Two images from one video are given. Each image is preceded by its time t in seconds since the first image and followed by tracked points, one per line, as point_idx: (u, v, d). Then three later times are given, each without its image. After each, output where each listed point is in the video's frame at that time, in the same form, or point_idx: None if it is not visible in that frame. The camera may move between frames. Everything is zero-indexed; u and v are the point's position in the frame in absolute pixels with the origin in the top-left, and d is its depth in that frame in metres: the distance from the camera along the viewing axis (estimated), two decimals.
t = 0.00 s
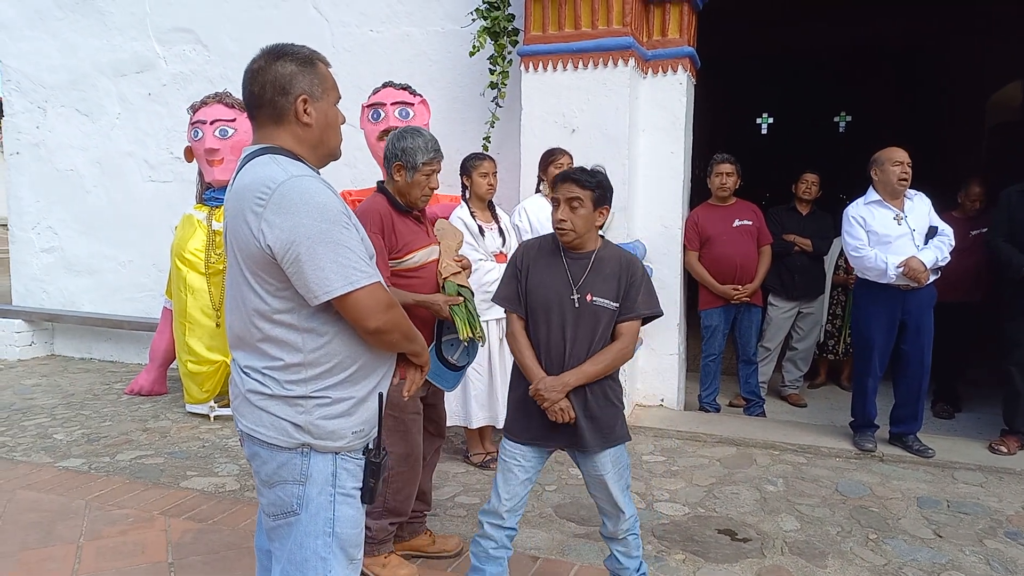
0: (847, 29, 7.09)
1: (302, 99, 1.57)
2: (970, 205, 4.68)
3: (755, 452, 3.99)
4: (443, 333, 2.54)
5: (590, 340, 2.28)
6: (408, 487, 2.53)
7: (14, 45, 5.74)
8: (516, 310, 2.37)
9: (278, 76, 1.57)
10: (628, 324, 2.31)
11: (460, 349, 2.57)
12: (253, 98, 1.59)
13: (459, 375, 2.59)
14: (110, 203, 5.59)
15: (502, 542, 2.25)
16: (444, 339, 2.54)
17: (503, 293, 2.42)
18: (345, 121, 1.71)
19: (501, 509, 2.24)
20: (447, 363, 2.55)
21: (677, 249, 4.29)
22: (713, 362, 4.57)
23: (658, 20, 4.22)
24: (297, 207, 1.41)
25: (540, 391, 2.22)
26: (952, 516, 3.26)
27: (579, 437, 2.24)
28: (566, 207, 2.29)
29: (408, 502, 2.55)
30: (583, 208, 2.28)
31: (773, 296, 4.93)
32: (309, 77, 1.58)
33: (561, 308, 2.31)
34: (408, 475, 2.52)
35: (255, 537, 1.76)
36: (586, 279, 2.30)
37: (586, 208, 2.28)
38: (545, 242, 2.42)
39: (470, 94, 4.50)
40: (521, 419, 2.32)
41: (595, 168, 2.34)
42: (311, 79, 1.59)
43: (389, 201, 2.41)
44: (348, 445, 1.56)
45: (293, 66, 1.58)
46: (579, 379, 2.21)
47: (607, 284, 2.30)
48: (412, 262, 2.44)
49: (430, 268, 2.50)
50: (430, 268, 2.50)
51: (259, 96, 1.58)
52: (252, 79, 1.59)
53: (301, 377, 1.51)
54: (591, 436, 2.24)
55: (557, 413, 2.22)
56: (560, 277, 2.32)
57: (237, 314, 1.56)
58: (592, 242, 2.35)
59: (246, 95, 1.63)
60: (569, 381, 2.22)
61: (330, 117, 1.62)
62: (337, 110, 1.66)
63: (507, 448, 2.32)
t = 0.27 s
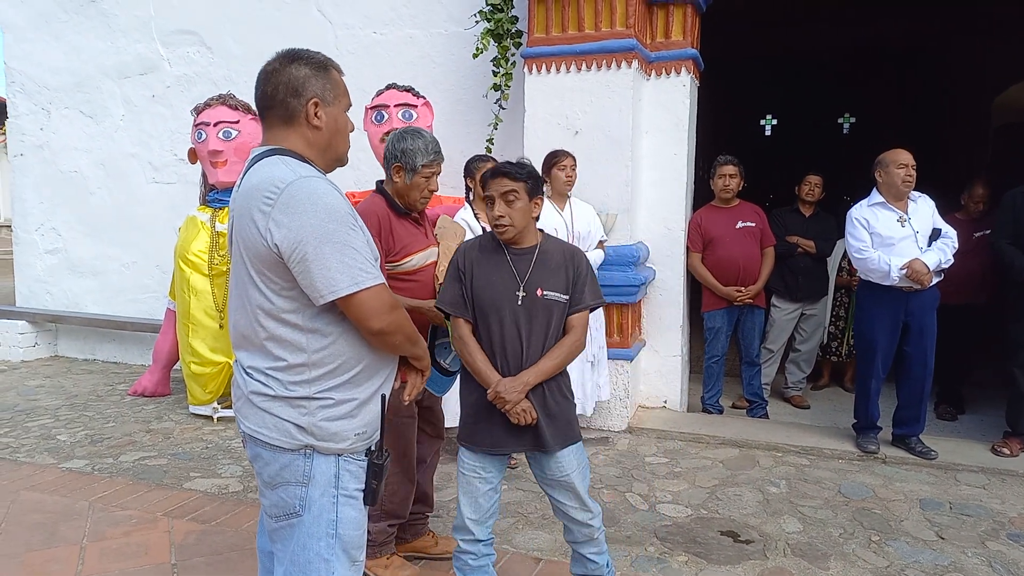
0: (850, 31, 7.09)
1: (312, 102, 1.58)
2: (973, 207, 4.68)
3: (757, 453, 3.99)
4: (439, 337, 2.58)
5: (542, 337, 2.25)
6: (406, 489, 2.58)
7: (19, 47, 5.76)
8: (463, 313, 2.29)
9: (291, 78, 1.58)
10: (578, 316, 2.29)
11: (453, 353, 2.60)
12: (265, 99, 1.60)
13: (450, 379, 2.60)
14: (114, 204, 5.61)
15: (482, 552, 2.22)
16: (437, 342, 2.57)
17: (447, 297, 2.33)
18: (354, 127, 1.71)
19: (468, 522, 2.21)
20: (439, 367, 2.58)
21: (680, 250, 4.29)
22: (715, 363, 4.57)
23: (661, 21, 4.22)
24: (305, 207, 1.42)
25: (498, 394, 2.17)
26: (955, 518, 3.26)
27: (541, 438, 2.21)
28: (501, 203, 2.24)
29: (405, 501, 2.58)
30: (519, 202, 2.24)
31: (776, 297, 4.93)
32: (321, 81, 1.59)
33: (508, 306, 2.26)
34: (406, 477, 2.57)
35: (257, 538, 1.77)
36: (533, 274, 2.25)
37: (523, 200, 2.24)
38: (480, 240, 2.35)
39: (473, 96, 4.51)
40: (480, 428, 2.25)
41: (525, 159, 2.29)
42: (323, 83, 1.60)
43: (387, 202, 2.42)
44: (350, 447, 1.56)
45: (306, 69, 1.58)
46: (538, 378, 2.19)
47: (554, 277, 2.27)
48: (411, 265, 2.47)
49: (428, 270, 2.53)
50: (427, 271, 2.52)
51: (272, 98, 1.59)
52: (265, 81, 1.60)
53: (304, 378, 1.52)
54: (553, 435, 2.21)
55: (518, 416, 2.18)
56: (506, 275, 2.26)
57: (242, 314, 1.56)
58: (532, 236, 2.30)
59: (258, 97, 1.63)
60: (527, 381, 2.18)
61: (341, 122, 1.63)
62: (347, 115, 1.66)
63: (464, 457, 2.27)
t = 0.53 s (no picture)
0: (853, 31, 7.09)
1: (333, 106, 1.60)
2: (976, 208, 4.68)
3: (760, 455, 3.98)
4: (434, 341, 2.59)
5: (520, 337, 2.27)
6: (400, 487, 2.60)
7: (22, 49, 5.77)
8: (437, 321, 2.28)
9: (315, 82, 1.60)
10: (552, 313, 2.33)
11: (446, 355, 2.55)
12: (287, 99, 1.62)
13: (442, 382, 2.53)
14: (117, 206, 5.62)
15: (475, 555, 2.23)
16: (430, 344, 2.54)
17: (418, 305, 2.32)
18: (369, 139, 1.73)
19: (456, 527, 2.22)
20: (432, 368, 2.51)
21: (682, 251, 4.29)
22: (718, 365, 4.56)
23: (663, 22, 4.21)
24: (317, 204, 1.43)
25: (481, 399, 2.18)
26: (959, 519, 3.25)
27: (524, 439, 2.22)
28: (472, 211, 2.20)
29: (405, 501, 2.61)
30: (491, 207, 2.22)
31: (779, 298, 4.92)
32: (344, 88, 1.61)
33: (483, 310, 2.26)
34: (400, 475, 2.59)
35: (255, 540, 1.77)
36: (503, 277, 2.26)
37: (494, 206, 2.22)
38: (446, 246, 2.34)
39: (475, 97, 4.52)
40: (464, 432, 2.25)
41: (487, 162, 2.27)
42: (346, 91, 1.62)
43: (383, 205, 2.42)
44: (348, 450, 1.57)
45: (330, 75, 1.61)
46: (519, 378, 2.21)
47: (526, 277, 2.29)
48: (406, 269, 2.48)
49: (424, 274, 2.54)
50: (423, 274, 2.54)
51: (294, 98, 1.61)
52: (289, 81, 1.62)
53: (304, 379, 1.53)
54: (537, 435, 2.24)
55: (503, 419, 2.19)
56: (477, 279, 2.26)
57: (246, 309, 1.57)
58: (499, 237, 2.31)
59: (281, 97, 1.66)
60: (509, 384, 2.20)
61: (358, 130, 1.64)
62: (364, 126, 1.68)
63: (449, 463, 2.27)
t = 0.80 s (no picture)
0: (855, 32, 7.09)
1: (382, 125, 1.69)
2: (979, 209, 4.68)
3: (762, 456, 3.98)
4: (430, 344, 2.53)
5: (518, 340, 2.30)
6: (400, 489, 2.61)
7: (25, 50, 5.78)
8: (434, 326, 2.29)
9: (372, 102, 1.71)
10: (547, 316, 2.37)
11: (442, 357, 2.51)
12: (345, 114, 1.74)
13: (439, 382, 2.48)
14: (120, 206, 5.62)
15: (475, 557, 2.25)
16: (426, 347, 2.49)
17: (414, 311, 2.32)
18: (412, 168, 1.81)
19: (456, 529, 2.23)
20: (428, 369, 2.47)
21: (684, 252, 4.29)
22: (720, 366, 4.56)
23: (666, 23, 4.21)
24: (354, 206, 1.53)
25: (482, 402, 2.18)
26: (961, 521, 3.24)
27: (524, 440, 2.25)
28: (468, 216, 2.24)
29: (404, 503, 2.62)
30: (486, 213, 2.26)
31: (781, 299, 4.92)
32: (396, 113, 1.72)
33: (481, 314, 2.28)
34: (399, 478, 2.59)
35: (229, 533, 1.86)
36: (500, 281, 2.29)
37: (489, 210, 2.26)
38: (441, 252, 2.34)
39: (477, 98, 4.52)
40: (460, 435, 2.24)
41: (479, 169, 2.29)
42: (398, 115, 1.72)
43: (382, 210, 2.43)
44: (323, 458, 1.65)
45: (388, 98, 1.72)
46: (519, 381, 2.24)
47: (521, 280, 2.32)
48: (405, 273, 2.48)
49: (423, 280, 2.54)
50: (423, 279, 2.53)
51: (350, 114, 1.72)
52: (351, 99, 1.75)
53: (295, 374, 1.59)
54: (532, 437, 2.28)
55: (505, 422, 2.20)
56: (474, 284, 2.28)
57: (254, 291, 1.63)
58: (495, 242, 2.33)
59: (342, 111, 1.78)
60: (508, 386, 2.22)
61: (401, 153, 1.73)
62: (409, 155, 1.77)
63: (444, 465, 2.26)
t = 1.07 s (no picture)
0: (857, 34, 7.08)
1: (429, 173, 1.79)
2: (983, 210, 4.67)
3: (766, 457, 3.97)
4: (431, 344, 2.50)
5: (520, 342, 2.33)
6: (406, 489, 2.61)
7: (28, 53, 5.80)
8: (438, 322, 2.30)
9: (427, 151, 1.82)
10: (548, 320, 2.39)
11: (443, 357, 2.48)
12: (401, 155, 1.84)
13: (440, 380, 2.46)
14: (124, 209, 5.64)
15: (479, 558, 2.24)
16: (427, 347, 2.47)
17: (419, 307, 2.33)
18: (455, 221, 1.88)
19: (461, 531, 2.21)
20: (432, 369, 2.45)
21: (686, 253, 4.29)
22: (723, 368, 4.55)
23: (667, 25, 4.22)
24: (392, 244, 1.59)
25: (483, 400, 2.20)
26: (966, 523, 3.23)
27: (521, 440, 2.26)
28: (479, 215, 2.26)
29: (408, 504, 2.62)
30: (497, 212, 2.28)
31: (784, 301, 4.91)
32: (448, 166, 1.81)
33: (485, 314, 2.30)
34: (405, 477, 2.59)
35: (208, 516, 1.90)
36: (505, 282, 2.31)
37: (499, 211, 2.28)
38: (450, 250, 2.36)
39: (479, 100, 4.52)
40: (460, 435, 2.24)
41: (492, 170, 2.32)
42: (449, 169, 1.82)
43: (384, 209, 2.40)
44: (303, 466, 1.68)
45: (441, 150, 1.83)
46: (519, 382, 2.26)
47: (526, 283, 2.35)
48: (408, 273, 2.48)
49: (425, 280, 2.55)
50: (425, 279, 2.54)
51: (405, 155, 1.83)
52: (411, 144, 1.86)
53: (290, 382, 1.62)
54: (529, 436, 2.29)
55: (504, 421, 2.21)
56: (478, 284, 2.30)
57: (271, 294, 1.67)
58: (502, 244, 2.36)
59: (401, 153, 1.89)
60: (509, 386, 2.23)
61: (444, 204, 1.81)
62: (453, 206, 1.84)
63: (447, 465, 2.24)
